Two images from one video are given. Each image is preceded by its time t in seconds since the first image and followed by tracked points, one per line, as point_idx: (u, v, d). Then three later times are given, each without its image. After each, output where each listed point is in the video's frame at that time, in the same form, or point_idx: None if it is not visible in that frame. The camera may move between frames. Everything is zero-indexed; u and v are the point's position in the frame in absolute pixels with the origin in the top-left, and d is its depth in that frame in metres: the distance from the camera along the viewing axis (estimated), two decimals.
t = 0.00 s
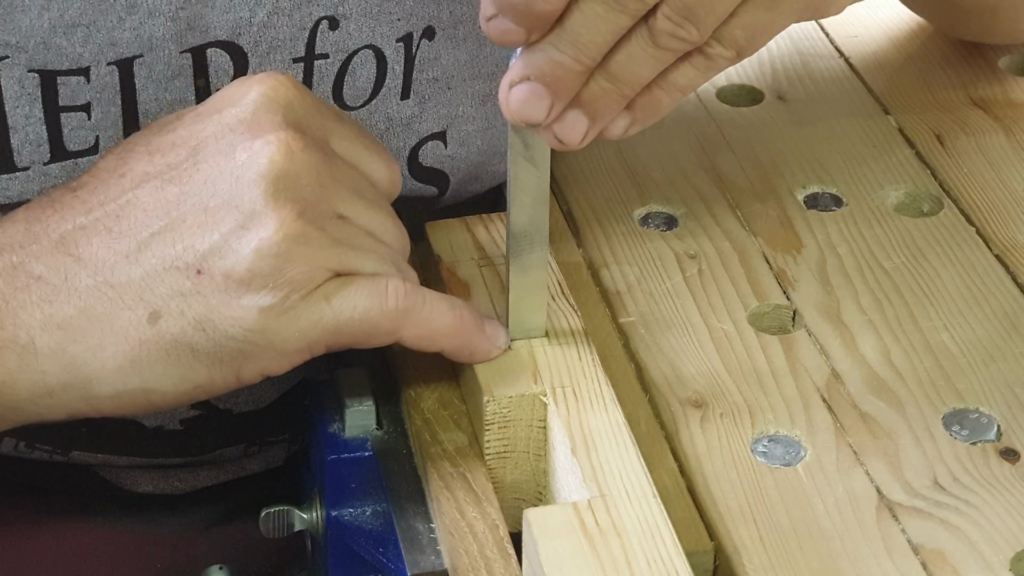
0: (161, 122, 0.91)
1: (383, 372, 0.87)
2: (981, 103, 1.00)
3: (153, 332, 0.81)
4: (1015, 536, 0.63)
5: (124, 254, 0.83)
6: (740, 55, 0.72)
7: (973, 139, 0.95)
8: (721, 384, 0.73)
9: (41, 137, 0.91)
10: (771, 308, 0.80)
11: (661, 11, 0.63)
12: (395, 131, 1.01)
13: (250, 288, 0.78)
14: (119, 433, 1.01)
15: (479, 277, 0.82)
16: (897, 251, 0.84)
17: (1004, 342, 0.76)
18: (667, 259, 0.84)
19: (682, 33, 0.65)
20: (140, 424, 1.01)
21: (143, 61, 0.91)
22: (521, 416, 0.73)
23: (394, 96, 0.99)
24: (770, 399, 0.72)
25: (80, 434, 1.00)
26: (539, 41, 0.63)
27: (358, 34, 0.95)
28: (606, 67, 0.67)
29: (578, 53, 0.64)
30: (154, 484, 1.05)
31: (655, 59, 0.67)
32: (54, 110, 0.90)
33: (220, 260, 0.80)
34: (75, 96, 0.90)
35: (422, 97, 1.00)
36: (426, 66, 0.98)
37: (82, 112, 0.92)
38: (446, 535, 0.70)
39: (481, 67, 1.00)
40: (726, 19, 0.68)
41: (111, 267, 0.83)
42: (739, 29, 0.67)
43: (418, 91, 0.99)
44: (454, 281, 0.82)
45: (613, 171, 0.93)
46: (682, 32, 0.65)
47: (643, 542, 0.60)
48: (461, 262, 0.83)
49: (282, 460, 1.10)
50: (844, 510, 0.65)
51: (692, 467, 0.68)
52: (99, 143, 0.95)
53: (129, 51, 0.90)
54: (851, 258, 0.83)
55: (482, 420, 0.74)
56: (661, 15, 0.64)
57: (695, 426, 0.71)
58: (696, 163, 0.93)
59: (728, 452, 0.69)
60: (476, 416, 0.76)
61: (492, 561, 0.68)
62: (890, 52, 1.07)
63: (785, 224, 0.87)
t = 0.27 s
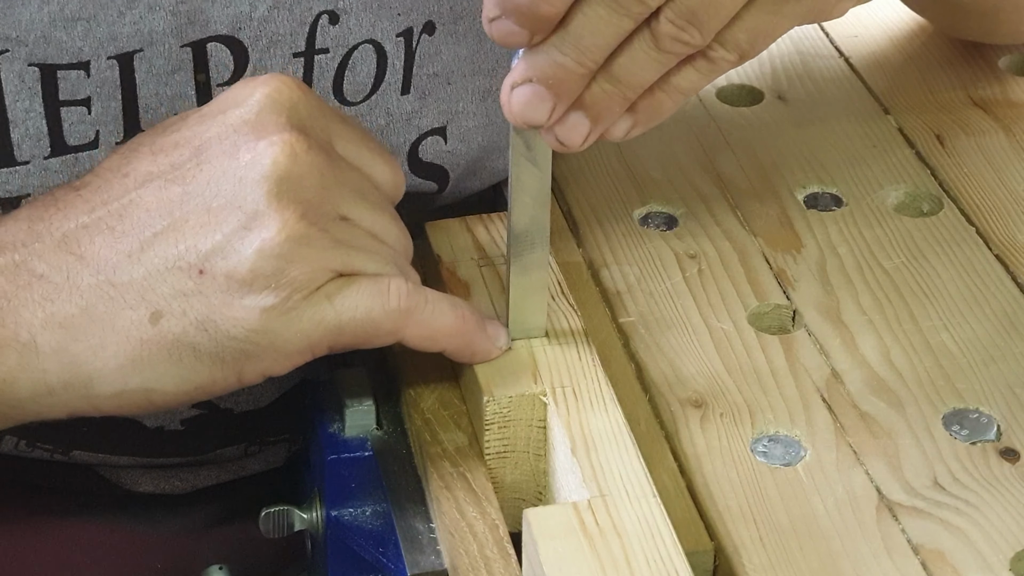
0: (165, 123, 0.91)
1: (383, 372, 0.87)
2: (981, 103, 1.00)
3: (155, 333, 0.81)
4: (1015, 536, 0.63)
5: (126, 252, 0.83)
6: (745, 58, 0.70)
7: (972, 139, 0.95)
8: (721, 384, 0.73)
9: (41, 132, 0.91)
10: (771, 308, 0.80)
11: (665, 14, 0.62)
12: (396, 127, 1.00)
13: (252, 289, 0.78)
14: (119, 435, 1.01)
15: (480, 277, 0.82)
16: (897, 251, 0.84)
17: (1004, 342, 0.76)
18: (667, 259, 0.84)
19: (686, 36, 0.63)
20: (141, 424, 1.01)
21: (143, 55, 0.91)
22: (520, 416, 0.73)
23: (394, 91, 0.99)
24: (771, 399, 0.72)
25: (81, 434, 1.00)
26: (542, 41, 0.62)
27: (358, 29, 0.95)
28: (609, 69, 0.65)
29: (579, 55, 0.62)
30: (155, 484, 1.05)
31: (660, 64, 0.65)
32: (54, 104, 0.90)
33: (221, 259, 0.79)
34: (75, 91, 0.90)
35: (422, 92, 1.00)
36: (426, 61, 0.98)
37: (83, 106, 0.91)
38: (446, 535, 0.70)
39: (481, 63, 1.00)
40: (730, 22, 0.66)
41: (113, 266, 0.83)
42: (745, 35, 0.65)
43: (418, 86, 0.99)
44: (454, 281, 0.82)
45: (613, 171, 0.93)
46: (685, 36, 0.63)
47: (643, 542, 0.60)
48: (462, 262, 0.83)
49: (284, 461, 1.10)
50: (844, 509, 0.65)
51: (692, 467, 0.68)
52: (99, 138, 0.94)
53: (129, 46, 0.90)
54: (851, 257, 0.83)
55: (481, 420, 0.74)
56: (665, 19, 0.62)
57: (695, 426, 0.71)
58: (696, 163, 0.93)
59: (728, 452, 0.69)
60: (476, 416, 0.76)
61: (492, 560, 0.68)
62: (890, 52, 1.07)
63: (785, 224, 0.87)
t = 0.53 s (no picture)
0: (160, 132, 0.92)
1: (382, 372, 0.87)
2: (981, 103, 1.00)
3: (143, 350, 0.81)
4: (1015, 536, 0.63)
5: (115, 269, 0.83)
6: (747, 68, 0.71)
7: (972, 139, 0.95)
8: (722, 384, 0.73)
9: (37, 103, 0.91)
10: (771, 308, 0.80)
11: (678, 23, 0.63)
12: (393, 102, 1.01)
13: (242, 312, 0.78)
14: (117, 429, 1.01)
15: (480, 277, 0.82)
16: (897, 252, 0.84)
17: (1004, 342, 0.76)
18: (667, 259, 0.84)
19: (696, 44, 0.65)
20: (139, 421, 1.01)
21: (143, 28, 0.91)
22: (521, 416, 0.73)
23: (391, 65, 0.99)
24: (771, 399, 0.72)
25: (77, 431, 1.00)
26: (554, 46, 0.62)
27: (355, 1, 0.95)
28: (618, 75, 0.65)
29: (591, 59, 0.62)
30: (154, 480, 1.05)
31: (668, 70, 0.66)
32: (50, 75, 0.90)
33: (211, 281, 0.80)
34: (71, 62, 0.90)
35: (418, 66, 1.00)
36: (422, 35, 0.99)
37: (79, 79, 0.91)
38: (446, 535, 0.70)
39: (477, 36, 1.01)
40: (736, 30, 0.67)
41: (102, 282, 0.83)
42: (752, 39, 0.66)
43: (414, 60, 1.00)
44: (454, 281, 0.81)
45: (613, 171, 0.93)
46: (696, 43, 0.64)
47: (642, 542, 0.60)
48: (462, 262, 0.83)
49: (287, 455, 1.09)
50: (844, 509, 0.65)
51: (693, 467, 0.68)
52: (96, 111, 0.94)
53: (128, 18, 0.90)
54: (851, 257, 0.83)
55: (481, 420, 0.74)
56: (677, 27, 0.63)
57: (695, 426, 0.71)
58: (696, 163, 0.93)
59: (728, 452, 0.69)
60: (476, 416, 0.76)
61: (492, 560, 0.68)
62: (891, 52, 1.07)
63: (785, 224, 0.87)
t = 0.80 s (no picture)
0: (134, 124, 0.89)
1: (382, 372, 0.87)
2: (981, 102, 1.00)
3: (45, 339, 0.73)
4: (1015, 535, 0.63)
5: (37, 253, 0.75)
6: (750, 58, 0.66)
7: (973, 139, 0.95)
8: (721, 384, 0.73)
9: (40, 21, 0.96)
10: (771, 308, 0.80)
11: (668, 14, 0.58)
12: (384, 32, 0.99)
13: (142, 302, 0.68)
14: (113, 390, 1.04)
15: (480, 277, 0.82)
16: (898, 252, 0.84)
17: (1005, 342, 0.76)
18: (667, 259, 0.84)
19: (689, 37, 0.60)
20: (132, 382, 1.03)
21: None
22: (521, 416, 0.73)
23: None
24: (771, 399, 0.72)
25: (69, 395, 1.04)
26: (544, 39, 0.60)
27: None
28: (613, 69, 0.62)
29: (580, 53, 0.60)
30: (146, 449, 1.07)
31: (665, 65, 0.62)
32: None
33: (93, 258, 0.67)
34: None
35: None
36: None
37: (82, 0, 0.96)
38: (446, 535, 0.70)
39: None
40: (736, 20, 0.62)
41: None
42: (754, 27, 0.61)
43: None
44: (454, 281, 0.81)
45: (613, 170, 0.93)
46: (688, 36, 0.60)
47: (642, 542, 0.60)
48: (462, 262, 0.83)
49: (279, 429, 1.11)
50: (844, 509, 0.65)
51: (692, 467, 0.68)
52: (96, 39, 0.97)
53: None
54: (851, 257, 0.83)
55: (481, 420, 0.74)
56: (668, 19, 0.59)
57: (695, 427, 0.71)
58: (696, 163, 0.93)
59: (728, 451, 0.69)
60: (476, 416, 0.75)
61: (491, 560, 0.68)
62: (891, 51, 1.07)
63: (785, 224, 0.87)
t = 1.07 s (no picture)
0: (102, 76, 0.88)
1: (381, 372, 0.87)
2: (980, 103, 1.00)
3: None
4: (1014, 536, 0.63)
5: None
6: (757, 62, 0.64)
7: (972, 139, 0.95)
8: (721, 384, 0.73)
9: None
10: (771, 307, 0.80)
11: (671, 18, 0.57)
12: None
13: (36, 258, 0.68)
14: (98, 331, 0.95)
15: (479, 276, 0.81)
16: (898, 252, 0.84)
17: (1004, 342, 0.76)
18: (667, 259, 0.84)
19: (692, 42, 0.59)
20: (122, 325, 0.95)
21: None
22: (521, 416, 0.73)
23: None
24: (770, 399, 0.72)
25: (59, 336, 0.95)
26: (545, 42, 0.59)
27: None
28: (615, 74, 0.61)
29: (583, 57, 0.59)
30: (142, 404, 0.98)
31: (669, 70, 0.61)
32: None
33: None
34: None
35: None
36: None
37: None
38: (445, 536, 0.70)
39: None
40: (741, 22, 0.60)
41: None
42: (760, 30, 0.60)
43: None
44: (454, 281, 0.81)
45: (612, 169, 0.93)
46: (691, 41, 0.59)
47: (643, 542, 0.60)
48: (461, 261, 0.83)
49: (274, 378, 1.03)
50: (844, 509, 0.65)
51: (693, 467, 0.68)
52: None
53: None
54: (852, 257, 0.83)
55: (481, 420, 0.74)
56: (670, 23, 0.58)
57: (695, 426, 0.71)
58: (695, 163, 0.93)
59: (728, 451, 0.69)
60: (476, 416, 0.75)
61: (491, 560, 0.68)
62: (890, 51, 1.07)
63: (785, 224, 0.86)
